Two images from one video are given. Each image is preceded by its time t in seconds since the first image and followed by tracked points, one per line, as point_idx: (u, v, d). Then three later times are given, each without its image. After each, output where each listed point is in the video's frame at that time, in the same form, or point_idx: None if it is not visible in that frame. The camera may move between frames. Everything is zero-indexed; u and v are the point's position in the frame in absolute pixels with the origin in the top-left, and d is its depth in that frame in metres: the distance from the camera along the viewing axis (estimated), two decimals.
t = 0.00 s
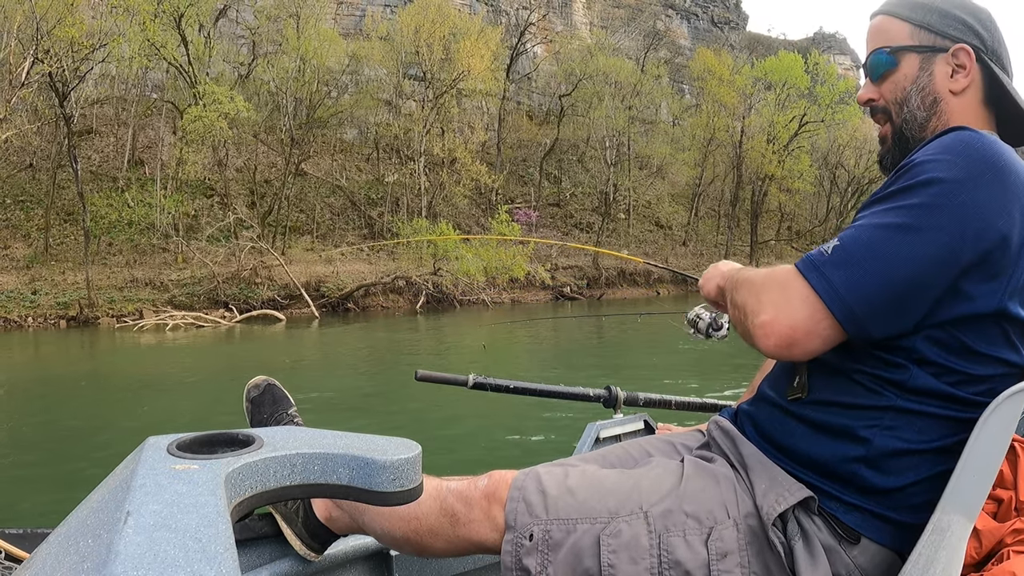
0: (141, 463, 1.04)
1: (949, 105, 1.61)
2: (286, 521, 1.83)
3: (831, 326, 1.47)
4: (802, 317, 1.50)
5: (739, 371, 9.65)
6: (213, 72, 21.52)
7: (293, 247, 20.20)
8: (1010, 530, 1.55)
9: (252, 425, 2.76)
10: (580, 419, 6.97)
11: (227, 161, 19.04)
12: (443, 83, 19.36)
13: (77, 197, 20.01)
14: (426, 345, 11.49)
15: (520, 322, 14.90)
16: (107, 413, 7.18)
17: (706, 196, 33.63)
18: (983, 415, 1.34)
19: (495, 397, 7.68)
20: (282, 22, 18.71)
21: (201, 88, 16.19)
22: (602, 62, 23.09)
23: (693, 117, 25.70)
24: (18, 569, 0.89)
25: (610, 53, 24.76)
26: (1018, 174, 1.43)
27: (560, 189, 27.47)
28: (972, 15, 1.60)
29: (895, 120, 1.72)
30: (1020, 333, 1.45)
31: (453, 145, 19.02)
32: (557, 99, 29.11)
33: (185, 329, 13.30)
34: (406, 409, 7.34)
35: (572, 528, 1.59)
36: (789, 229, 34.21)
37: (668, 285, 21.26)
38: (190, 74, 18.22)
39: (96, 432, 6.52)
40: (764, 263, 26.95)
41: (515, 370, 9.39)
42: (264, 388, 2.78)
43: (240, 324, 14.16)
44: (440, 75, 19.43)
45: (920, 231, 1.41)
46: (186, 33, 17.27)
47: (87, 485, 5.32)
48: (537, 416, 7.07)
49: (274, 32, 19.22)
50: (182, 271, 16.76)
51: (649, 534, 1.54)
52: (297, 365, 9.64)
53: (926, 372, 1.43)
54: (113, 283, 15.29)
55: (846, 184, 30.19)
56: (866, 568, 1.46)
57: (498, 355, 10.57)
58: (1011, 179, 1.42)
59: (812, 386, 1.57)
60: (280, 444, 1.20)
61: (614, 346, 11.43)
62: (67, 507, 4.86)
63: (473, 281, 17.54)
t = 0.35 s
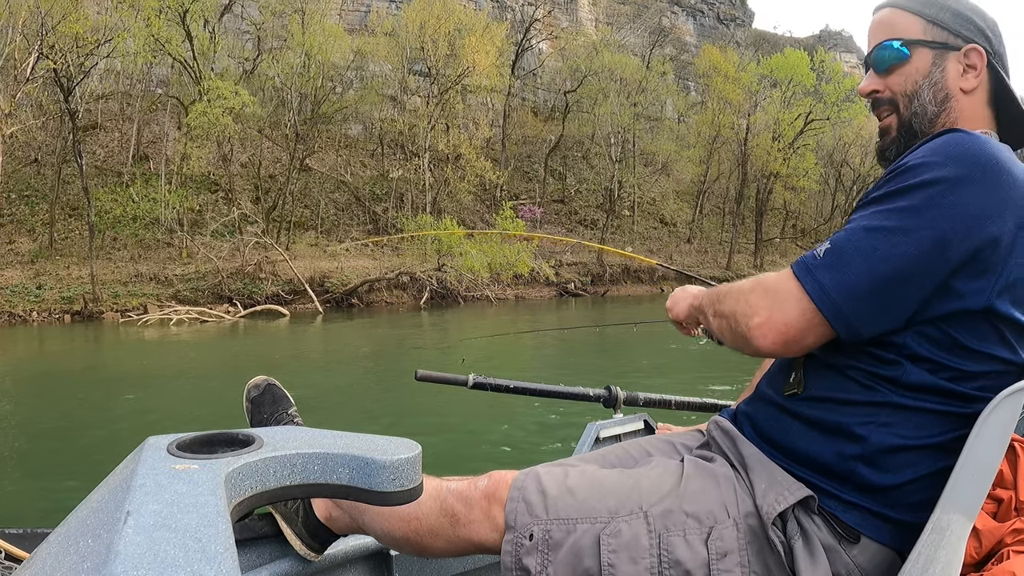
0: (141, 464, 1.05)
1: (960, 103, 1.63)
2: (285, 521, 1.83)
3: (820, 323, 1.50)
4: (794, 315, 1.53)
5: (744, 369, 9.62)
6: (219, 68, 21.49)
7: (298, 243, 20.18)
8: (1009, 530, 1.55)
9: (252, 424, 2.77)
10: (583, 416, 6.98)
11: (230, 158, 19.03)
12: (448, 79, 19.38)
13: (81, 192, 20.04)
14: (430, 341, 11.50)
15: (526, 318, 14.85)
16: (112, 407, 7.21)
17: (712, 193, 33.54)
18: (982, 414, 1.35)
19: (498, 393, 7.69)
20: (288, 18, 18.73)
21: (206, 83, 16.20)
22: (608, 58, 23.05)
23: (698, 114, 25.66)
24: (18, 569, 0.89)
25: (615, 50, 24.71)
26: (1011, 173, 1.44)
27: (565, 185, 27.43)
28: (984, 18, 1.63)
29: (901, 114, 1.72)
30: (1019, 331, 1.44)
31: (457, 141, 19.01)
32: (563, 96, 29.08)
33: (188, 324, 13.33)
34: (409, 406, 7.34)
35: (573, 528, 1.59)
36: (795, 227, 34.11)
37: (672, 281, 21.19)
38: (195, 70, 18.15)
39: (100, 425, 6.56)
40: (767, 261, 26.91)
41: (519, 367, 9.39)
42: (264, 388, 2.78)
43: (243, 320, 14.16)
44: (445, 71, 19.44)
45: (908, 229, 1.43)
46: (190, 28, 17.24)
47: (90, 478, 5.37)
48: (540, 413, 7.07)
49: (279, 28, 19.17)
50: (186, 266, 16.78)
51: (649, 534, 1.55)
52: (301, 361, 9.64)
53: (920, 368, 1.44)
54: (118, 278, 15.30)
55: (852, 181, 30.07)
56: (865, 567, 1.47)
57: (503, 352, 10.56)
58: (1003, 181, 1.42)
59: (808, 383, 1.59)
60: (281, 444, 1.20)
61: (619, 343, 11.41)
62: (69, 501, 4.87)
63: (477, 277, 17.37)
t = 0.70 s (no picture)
0: (141, 464, 1.05)
1: (957, 110, 1.65)
2: (285, 521, 1.83)
3: (811, 293, 1.50)
4: (784, 286, 1.53)
5: (748, 368, 9.59)
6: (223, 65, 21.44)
7: (301, 240, 20.18)
8: (1009, 531, 1.55)
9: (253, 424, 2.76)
10: (585, 414, 6.98)
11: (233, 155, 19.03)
12: (452, 76, 19.35)
13: (85, 190, 20.06)
14: (434, 338, 11.50)
15: (530, 316, 14.83)
16: (116, 403, 7.22)
17: (716, 192, 33.47)
18: (982, 409, 1.35)
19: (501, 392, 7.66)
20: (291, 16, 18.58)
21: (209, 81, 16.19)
22: (612, 56, 23.03)
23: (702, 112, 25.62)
24: (18, 569, 0.89)
25: (620, 47, 24.69)
26: (998, 159, 1.47)
27: (569, 183, 27.41)
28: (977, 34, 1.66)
29: (900, 118, 1.71)
30: (1008, 314, 1.46)
31: (461, 138, 19.02)
32: (567, 93, 29.04)
33: (192, 321, 13.35)
34: (411, 403, 7.35)
35: (573, 526, 1.59)
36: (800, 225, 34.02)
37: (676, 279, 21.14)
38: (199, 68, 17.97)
39: (104, 422, 6.58)
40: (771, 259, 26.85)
41: (522, 366, 9.39)
42: (265, 388, 2.79)
43: (247, 317, 14.16)
44: (449, 69, 19.41)
45: (897, 206, 1.45)
46: (194, 26, 17.21)
47: (93, 474, 5.38)
48: (543, 411, 7.07)
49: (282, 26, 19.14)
50: (190, 263, 16.80)
51: (649, 531, 1.55)
52: (304, 358, 9.62)
53: (913, 350, 1.46)
54: (121, 275, 15.31)
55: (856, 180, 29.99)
56: (865, 563, 1.47)
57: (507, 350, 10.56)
58: (990, 164, 1.46)
59: (805, 374, 1.60)
60: (281, 444, 1.21)
61: (623, 341, 11.41)
62: (70, 498, 4.88)
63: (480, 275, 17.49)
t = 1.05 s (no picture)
0: (143, 463, 1.06)
1: (943, 115, 1.67)
2: (285, 520, 1.85)
3: (806, 303, 1.51)
4: (780, 298, 1.54)
5: (751, 369, 9.59)
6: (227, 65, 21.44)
7: (305, 240, 20.21)
8: (1009, 530, 1.56)
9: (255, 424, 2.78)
10: (587, 414, 6.99)
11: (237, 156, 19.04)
12: (456, 77, 19.38)
13: (89, 190, 20.09)
14: (437, 338, 11.53)
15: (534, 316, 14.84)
16: (119, 403, 7.23)
17: (720, 192, 33.45)
18: (976, 403, 1.36)
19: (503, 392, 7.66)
20: (294, 16, 18.51)
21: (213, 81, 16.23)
22: (616, 56, 23.06)
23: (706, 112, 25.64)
24: (19, 569, 0.91)
25: (623, 47, 24.73)
26: (976, 154, 1.49)
27: (573, 183, 27.42)
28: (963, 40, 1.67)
29: (889, 125, 1.72)
30: (992, 305, 1.48)
31: (465, 138, 19.06)
32: (571, 93, 29.08)
33: (196, 321, 13.38)
34: (414, 403, 7.36)
35: (573, 520, 1.61)
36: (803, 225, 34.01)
37: (680, 279, 21.15)
38: (203, 68, 17.83)
39: (108, 422, 6.59)
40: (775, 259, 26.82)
41: (525, 366, 9.41)
42: (267, 388, 2.80)
43: (251, 317, 14.18)
44: (453, 69, 19.45)
45: (881, 208, 1.46)
46: (198, 27, 17.22)
47: (96, 473, 5.39)
48: (545, 412, 7.08)
49: (286, 26, 19.15)
50: (194, 264, 16.82)
51: (648, 525, 1.56)
52: (307, 358, 9.62)
53: (900, 343, 1.47)
54: (126, 275, 15.35)
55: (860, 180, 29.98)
56: (864, 556, 1.48)
57: (510, 350, 10.57)
58: (968, 160, 1.47)
59: (795, 369, 1.63)
60: (282, 444, 1.22)
61: (627, 342, 11.42)
62: (72, 497, 4.89)
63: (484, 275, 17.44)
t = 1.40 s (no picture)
0: (142, 464, 1.06)
1: (946, 115, 1.66)
2: (285, 520, 1.84)
3: (808, 296, 1.51)
4: (780, 291, 1.55)
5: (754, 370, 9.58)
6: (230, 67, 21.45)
7: (307, 242, 20.21)
8: (1009, 530, 1.56)
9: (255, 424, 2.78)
10: (589, 415, 6.99)
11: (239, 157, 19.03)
12: (458, 78, 19.39)
13: (92, 192, 20.11)
14: (440, 340, 11.53)
15: (536, 318, 14.83)
16: (120, 405, 7.24)
17: (723, 192, 33.41)
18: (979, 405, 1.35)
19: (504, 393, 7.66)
20: (296, 19, 18.52)
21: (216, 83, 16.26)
22: (617, 57, 23.06)
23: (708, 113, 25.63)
24: (19, 569, 0.91)
25: (625, 48, 24.74)
26: (985, 157, 1.49)
27: (575, 184, 27.40)
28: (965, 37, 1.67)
29: (891, 125, 1.72)
30: (999, 309, 1.48)
31: (468, 140, 19.09)
32: (573, 94, 29.08)
33: (198, 323, 13.39)
34: (415, 405, 7.37)
35: (573, 522, 1.61)
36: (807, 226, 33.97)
37: (683, 280, 21.12)
38: (205, 71, 17.82)
39: (110, 423, 6.59)
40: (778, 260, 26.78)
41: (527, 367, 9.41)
42: (267, 388, 2.80)
43: (253, 318, 14.20)
44: (455, 70, 19.47)
45: (889, 207, 1.46)
46: (200, 29, 17.21)
47: (99, 475, 5.41)
48: (546, 413, 7.08)
49: (289, 28, 19.15)
50: (197, 265, 16.82)
51: (648, 526, 1.56)
52: (309, 360, 9.62)
53: (906, 345, 1.47)
54: (129, 277, 15.36)
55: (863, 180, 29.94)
56: (864, 559, 1.48)
57: (512, 351, 10.58)
58: (977, 162, 1.48)
59: (798, 369, 1.63)
60: (282, 445, 1.22)
61: (629, 342, 11.43)
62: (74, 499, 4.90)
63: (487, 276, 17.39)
